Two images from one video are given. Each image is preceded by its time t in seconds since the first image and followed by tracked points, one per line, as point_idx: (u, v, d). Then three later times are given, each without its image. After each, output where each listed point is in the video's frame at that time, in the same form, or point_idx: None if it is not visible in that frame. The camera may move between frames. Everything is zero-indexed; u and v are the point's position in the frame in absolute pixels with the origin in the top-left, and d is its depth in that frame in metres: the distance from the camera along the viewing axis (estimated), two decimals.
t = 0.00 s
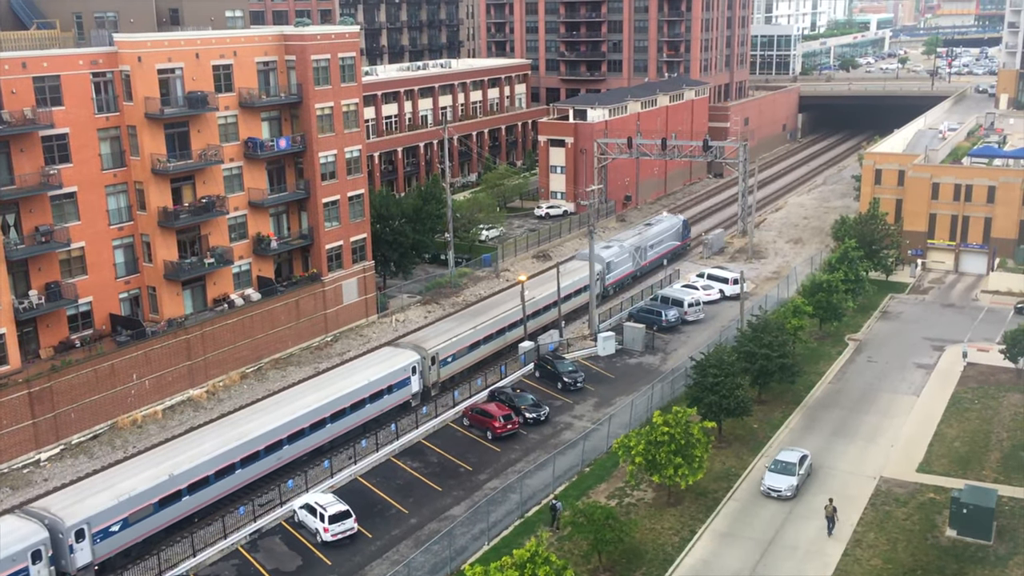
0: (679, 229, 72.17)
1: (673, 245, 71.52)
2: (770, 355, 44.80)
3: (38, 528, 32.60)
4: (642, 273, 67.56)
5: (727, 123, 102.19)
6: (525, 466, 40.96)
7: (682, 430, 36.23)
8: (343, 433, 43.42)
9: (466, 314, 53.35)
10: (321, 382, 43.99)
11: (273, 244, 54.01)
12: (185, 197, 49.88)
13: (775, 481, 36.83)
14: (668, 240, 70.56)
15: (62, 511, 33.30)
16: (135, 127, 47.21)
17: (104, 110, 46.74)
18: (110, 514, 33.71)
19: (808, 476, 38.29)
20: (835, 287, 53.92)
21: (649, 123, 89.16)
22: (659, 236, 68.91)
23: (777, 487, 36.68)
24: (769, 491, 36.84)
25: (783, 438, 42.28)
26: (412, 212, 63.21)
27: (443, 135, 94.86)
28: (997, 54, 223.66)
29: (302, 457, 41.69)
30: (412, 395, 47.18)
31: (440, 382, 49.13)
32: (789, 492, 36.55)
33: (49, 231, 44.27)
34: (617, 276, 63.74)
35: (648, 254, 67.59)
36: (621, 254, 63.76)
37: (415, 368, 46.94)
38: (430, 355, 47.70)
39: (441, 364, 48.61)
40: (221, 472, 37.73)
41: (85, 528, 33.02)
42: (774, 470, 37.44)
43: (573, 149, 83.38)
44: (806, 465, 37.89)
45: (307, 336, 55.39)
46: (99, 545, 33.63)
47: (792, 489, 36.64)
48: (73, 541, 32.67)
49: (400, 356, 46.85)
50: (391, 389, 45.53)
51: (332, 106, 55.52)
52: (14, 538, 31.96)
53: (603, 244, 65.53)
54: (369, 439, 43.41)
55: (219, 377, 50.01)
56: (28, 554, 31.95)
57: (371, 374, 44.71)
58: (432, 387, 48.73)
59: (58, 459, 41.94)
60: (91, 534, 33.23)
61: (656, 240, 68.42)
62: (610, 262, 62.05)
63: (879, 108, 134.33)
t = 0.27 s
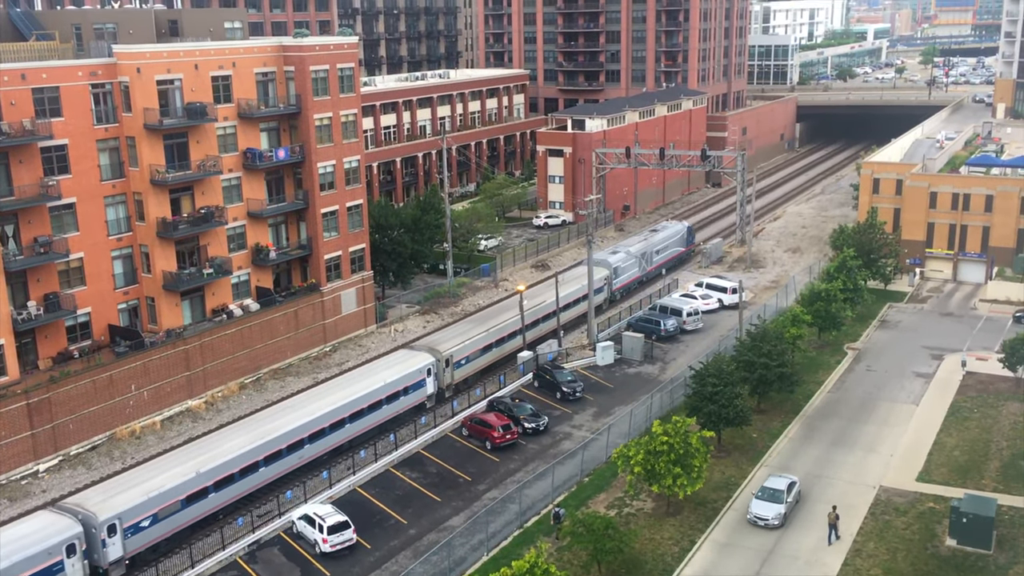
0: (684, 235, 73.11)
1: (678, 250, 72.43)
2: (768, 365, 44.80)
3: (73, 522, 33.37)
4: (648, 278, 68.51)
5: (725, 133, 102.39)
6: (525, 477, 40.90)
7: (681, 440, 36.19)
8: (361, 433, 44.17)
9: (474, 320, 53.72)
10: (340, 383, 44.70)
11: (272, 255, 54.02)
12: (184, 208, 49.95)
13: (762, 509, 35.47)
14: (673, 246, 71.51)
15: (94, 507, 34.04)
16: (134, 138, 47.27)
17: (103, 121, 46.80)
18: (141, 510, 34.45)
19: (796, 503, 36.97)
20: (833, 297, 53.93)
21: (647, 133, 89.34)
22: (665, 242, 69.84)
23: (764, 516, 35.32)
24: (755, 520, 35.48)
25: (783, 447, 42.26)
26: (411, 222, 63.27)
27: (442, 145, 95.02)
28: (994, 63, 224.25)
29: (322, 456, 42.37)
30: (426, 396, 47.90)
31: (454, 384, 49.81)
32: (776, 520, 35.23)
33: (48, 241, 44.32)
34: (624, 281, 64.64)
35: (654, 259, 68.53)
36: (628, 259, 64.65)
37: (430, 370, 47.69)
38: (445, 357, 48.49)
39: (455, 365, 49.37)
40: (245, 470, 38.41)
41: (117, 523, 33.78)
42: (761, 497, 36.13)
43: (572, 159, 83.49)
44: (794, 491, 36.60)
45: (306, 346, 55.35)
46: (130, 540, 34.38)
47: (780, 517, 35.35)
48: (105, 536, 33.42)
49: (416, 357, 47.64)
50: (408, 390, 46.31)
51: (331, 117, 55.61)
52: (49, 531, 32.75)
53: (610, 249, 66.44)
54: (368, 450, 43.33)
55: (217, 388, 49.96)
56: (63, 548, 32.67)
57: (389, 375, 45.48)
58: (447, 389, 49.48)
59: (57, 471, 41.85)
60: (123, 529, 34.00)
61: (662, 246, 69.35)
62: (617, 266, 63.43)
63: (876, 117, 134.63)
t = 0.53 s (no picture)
0: (690, 241, 74.25)
1: (684, 257, 73.55)
2: (768, 375, 44.79)
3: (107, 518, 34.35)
4: (656, 284, 69.62)
5: (723, 143, 102.60)
6: (525, 488, 40.81)
7: (682, 451, 36.12)
8: (382, 434, 45.13)
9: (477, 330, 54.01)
10: (359, 386, 45.67)
11: (271, 266, 54.03)
12: (183, 220, 50.01)
13: (748, 542, 33.84)
14: (679, 252, 72.66)
15: (129, 504, 35.10)
16: (134, 151, 47.34)
17: (103, 134, 46.90)
18: (173, 507, 35.48)
19: (786, 534, 35.28)
20: (833, 306, 53.92)
21: (645, 143, 89.53)
22: (671, 248, 70.96)
23: (751, 549, 33.67)
24: (742, 553, 33.83)
25: (783, 458, 42.21)
26: (410, 233, 63.33)
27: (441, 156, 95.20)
28: (991, 73, 224.78)
29: (344, 456, 43.38)
30: (443, 399, 48.97)
31: (469, 386, 51.06)
32: (763, 553, 33.55)
33: (48, 254, 44.38)
34: (632, 287, 65.75)
35: (661, 265, 69.64)
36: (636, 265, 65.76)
37: (447, 373, 48.65)
38: (460, 361, 49.59)
39: (470, 369, 50.50)
40: (271, 469, 39.43)
41: (150, 520, 34.80)
42: (748, 529, 34.52)
43: (571, 169, 83.61)
44: (782, 522, 34.97)
45: (305, 358, 55.29)
46: (163, 537, 35.42)
47: (767, 549, 33.64)
48: (139, 532, 34.46)
49: (433, 360, 48.66)
50: (426, 392, 47.29)
51: (330, 128, 55.70)
52: (86, 527, 33.64)
53: (618, 256, 67.56)
54: (368, 461, 43.23)
55: (217, 400, 49.89)
56: (100, 543, 33.59)
57: (407, 377, 46.48)
58: (462, 392, 50.62)
59: (56, 484, 41.76)
60: (156, 525, 35.01)
61: (669, 252, 70.49)
62: (624, 272, 64.16)
63: (874, 127, 134.86)
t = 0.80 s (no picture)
0: (696, 249, 75.32)
1: (690, 264, 74.60)
2: (769, 386, 44.74)
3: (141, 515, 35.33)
4: (663, 291, 70.62)
5: (722, 154, 102.81)
6: (525, 499, 40.73)
7: (683, 462, 36.05)
8: (401, 435, 46.14)
9: (478, 341, 54.06)
10: (379, 388, 46.66)
11: (271, 279, 54.04)
12: (184, 232, 50.08)
13: None
14: (686, 259, 73.75)
15: (161, 502, 36.08)
16: (134, 163, 47.42)
17: (104, 147, 47.00)
18: (204, 504, 36.47)
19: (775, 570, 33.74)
20: (833, 317, 53.90)
21: (644, 154, 89.69)
22: (678, 255, 72.03)
23: None
24: None
25: (784, 468, 42.15)
26: (410, 244, 63.37)
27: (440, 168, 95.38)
28: (990, 83, 225.19)
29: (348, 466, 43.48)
30: (460, 402, 50.03)
31: (484, 390, 52.00)
32: None
33: (48, 267, 44.40)
34: (640, 293, 66.78)
35: (668, 272, 70.68)
36: (644, 272, 66.81)
37: (463, 376, 49.63)
38: (475, 364, 50.57)
39: (485, 373, 51.45)
40: (296, 468, 40.41)
41: (182, 517, 35.76)
42: (733, 563, 33.11)
43: (570, 181, 83.72)
44: (770, 555, 33.55)
45: (305, 370, 55.22)
46: (194, 533, 36.40)
47: None
48: (172, 529, 35.42)
49: (449, 364, 49.68)
50: (442, 395, 48.34)
51: (330, 141, 55.79)
52: (121, 524, 34.61)
53: (626, 263, 68.63)
54: (368, 473, 43.13)
55: (217, 412, 49.84)
56: (134, 539, 34.47)
57: (425, 380, 47.51)
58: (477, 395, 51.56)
59: (56, 497, 41.68)
60: (187, 522, 35.99)
61: (676, 259, 71.56)
62: (633, 278, 65.64)
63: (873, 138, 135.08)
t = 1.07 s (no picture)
0: (703, 255, 76.35)
1: (697, 270, 75.57)
2: (770, 395, 44.67)
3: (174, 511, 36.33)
4: (671, 296, 71.60)
5: (722, 163, 102.94)
6: (526, 510, 40.63)
7: (684, 472, 35.96)
8: (419, 435, 47.20)
9: (479, 349, 54.16)
10: (397, 389, 47.73)
11: (271, 289, 54.02)
12: (183, 243, 50.11)
13: None
14: (693, 265, 74.77)
15: (192, 498, 37.04)
16: (134, 174, 47.47)
17: (104, 158, 47.06)
18: (233, 501, 37.47)
19: None
20: (833, 325, 53.86)
21: (644, 164, 89.78)
22: (686, 261, 73.02)
23: None
24: None
25: (785, 478, 42.05)
26: (410, 254, 63.37)
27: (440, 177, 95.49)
28: (988, 92, 225.47)
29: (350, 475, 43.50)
30: (474, 404, 51.03)
31: (498, 393, 53.00)
32: None
33: (48, 278, 44.42)
34: (648, 298, 67.75)
35: (676, 278, 71.66)
36: (651, 277, 67.79)
37: (477, 379, 50.64)
38: (490, 367, 51.58)
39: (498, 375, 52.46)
40: (320, 467, 41.42)
41: (212, 513, 36.74)
42: None
43: (569, 190, 83.78)
44: None
45: (304, 381, 55.14)
46: (223, 529, 37.40)
47: None
48: (203, 524, 36.41)
49: (465, 367, 50.75)
50: (459, 396, 49.39)
51: (330, 151, 55.86)
52: (154, 520, 35.57)
53: (634, 268, 69.64)
54: (368, 484, 43.02)
55: (216, 423, 49.75)
56: (167, 533, 35.47)
57: (441, 381, 48.58)
58: (492, 398, 52.61)
59: (55, 509, 41.60)
60: (217, 518, 36.98)
61: (683, 265, 72.56)
62: (641, 284, 66.59)
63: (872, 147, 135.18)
